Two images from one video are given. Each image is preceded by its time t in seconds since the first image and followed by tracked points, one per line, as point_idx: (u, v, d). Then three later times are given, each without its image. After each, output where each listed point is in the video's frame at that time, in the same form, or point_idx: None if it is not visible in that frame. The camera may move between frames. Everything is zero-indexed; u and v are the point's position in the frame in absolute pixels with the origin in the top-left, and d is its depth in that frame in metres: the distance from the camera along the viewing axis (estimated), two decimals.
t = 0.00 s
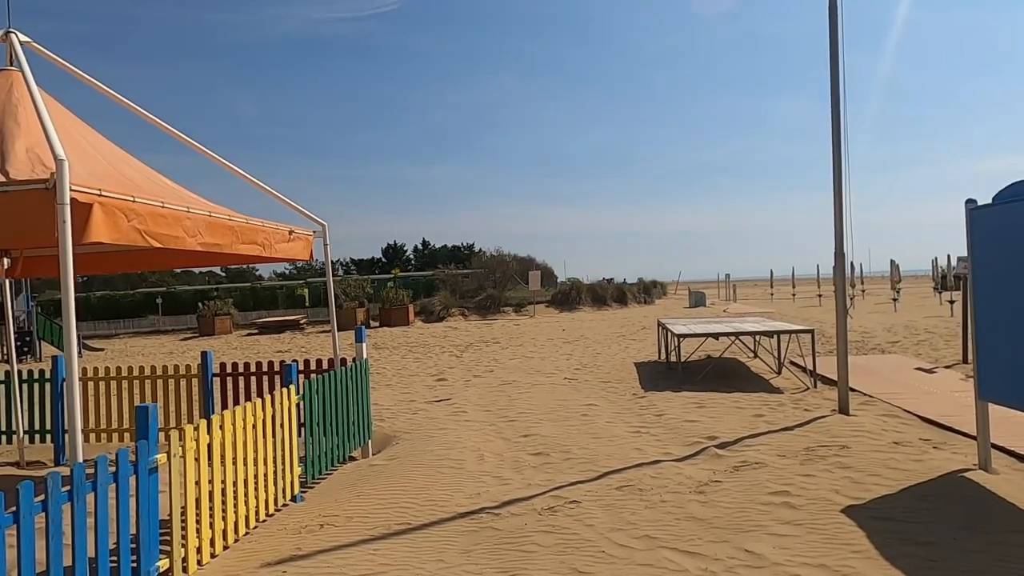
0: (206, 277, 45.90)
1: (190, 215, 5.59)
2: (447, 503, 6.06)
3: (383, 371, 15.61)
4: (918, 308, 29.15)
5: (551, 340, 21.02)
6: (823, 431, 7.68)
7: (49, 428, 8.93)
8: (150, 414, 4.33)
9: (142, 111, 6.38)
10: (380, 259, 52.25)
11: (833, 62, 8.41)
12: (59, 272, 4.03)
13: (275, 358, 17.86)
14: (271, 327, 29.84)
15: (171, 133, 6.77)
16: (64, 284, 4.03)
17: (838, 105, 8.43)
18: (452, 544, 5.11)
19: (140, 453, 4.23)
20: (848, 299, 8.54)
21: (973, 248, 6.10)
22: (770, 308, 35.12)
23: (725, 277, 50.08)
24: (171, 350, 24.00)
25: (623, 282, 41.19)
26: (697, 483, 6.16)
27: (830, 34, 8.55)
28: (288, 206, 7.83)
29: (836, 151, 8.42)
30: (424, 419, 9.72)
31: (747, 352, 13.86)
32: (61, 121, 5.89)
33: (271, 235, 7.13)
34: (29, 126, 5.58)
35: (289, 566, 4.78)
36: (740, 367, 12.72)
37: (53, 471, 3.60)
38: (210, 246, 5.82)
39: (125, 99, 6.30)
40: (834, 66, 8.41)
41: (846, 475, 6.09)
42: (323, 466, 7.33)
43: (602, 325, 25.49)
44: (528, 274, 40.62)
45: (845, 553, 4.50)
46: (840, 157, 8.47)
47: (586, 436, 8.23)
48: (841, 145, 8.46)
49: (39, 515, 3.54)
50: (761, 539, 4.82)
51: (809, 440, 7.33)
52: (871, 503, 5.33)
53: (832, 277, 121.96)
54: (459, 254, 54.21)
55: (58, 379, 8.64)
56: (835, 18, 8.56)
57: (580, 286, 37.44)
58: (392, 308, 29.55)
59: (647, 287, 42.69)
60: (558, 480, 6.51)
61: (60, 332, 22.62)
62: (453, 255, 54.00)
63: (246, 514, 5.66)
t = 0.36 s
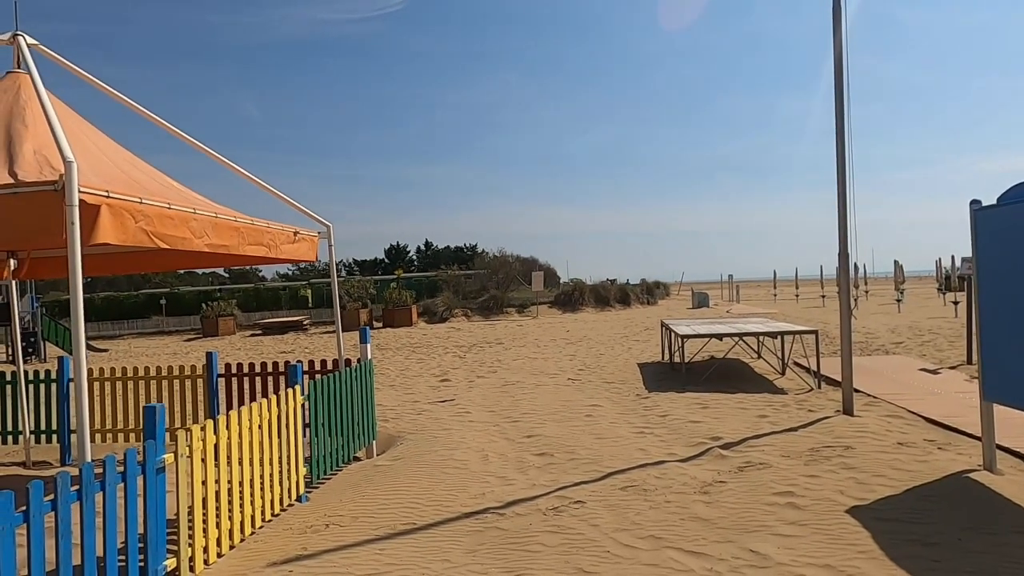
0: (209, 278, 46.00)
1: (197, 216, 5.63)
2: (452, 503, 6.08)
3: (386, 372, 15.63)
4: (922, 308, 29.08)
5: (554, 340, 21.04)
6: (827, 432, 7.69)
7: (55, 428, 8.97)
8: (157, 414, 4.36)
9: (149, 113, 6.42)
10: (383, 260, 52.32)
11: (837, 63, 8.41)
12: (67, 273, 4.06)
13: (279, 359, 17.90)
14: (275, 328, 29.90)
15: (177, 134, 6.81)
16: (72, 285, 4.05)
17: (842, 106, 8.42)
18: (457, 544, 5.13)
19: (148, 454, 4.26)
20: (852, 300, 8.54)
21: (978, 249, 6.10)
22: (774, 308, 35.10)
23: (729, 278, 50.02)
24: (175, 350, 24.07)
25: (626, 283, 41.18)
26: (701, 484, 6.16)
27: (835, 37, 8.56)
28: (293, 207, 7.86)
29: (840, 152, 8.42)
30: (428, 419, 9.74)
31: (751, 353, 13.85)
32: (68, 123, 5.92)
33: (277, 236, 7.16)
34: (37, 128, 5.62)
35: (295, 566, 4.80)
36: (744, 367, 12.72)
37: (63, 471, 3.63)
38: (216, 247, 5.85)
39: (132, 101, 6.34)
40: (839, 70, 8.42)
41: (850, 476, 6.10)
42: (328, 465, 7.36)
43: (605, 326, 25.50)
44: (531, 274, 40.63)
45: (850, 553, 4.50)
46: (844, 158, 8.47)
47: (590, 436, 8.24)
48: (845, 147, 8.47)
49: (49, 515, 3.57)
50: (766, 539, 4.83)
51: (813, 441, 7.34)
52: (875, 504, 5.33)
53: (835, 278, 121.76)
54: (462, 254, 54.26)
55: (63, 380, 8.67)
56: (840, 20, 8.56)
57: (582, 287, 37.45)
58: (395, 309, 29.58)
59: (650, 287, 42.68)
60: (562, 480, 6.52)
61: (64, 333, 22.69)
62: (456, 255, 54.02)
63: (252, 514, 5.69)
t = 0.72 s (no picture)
0: (218, 277, 46.14)
1: (222, 216, 5.67)
2: (473, 502, 6.10)
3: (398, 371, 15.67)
4: (932, 310, 28.98)
5: (563, 341, 21.05)
6: (845, 434, 7.69)
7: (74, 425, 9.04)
8: (189, 412, 4.41)
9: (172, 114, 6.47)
10: (390, 260, 52.41)
11: (855, 65, 8.42)
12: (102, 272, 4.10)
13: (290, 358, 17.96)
14: (284, 327, 29.98)
15: (199, 135, 6.86)
16: (107, 284, 4.10)
17: (860, 108, 8.44)
18: (482, 543, 5.15)
19: (180, 451, 4.32)
20: (869, 302, 8.56)
21: (1001, 251, 6.09)
22: (782, 309, 35.04)
23: (737, 279, 49.95)
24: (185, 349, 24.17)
25: (633, 283, 41.16)
26: (722, 485, 6.18)
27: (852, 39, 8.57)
28: (312, 207, 7.89)
29: (858, 155, 8.44)
30: (444, 419, 9.77)
31: (764, 354, 13.85)
32: (95, 124, 5.98)
33: (298, 236, 7.20)
34: (64, 128, 5.66)
35: (322, 563, 4.84)
36: (757, 368, 12.72)
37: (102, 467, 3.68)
38: (241, 247, 5.90)
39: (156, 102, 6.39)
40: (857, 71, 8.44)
41: (871, 478, 6.11)
42: (348, 464, 7.40)
43: (614, 326, 25.50)
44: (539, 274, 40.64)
45: (876, 555, 4.52)
46: (862, 160, 8.47)
47: (607, 437, 8.26)
48: (863, 148, 8.48)
49: (89, 511, 3.62)
50: (791, 540, 4.85)
51: (831, 443, 7.35)
52: (898, 506, 5.34)
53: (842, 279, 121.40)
54: (469, 254, 54.29)
55: (82, 378, 8.73)
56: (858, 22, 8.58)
57: (590, 287, 37.46)
58: (403, 308, 29.63)
59: (658, 287, 42.66)
60: (582, 480, 6.54)
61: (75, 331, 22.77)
62: (462, 255, 54.06)
63: (276, 511, 5.74)
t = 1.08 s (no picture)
0: (229, 276, 46.29)
1: (259, 215, 5.70)
2: (507, 498, 6.12)
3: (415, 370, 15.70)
4: (947, 308, 28.83)
5: (577, 340, 21.04)
6: (874, 432, 7.69)
7: (103, 423, 9.15)
8: (234, 408, 4.48)
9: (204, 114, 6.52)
10: (400, 260, 52.49)
11: (882, 64, 8.43)
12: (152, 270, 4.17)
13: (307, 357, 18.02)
14: (297, 327, 30.06)
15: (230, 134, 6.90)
16: (157, 281, 4.15)
17: (887, 105, 8.44)
18: (521, 539, 5.17)
19: (227, 446, 4.39)
20: (896, 300, 8.56)
21: None
22: (795, 308, 34.91)
23: (748, 277, 49.79)
24: (200, 348, 24.27)
25: (645, 282, 41.11)
26: (756, 482, 6.18)
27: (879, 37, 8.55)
28: (339, 205, 7.90)
29: (885, 152, 8.44)
30: (468, 417, 9.79)
31: (783, 353, 13.84)
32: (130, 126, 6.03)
33: (328, 235, 7.22)
34: (103, 129, 5.73)
35: (365, 558, 4.88)
36: (778, 367, 12.72)
37: (159, 462, 3.76)
38: (277, 246, 5.93)
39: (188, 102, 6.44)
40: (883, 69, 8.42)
41: (906, 475, 6.11)
42: (378, 461, 7.46)
43: (627, 325, 25.47)
44: (550, 274, 40.63)
45: (920, 551, 4.51)
46: (889, 157, 8.47)
47: (634, 434, 8.26)
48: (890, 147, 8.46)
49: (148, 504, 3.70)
50: (832, 537, 4.85)
51: (861, 441, 7.34)
52: (937, 503, 5.34)
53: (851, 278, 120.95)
54: (478, 253, 54.29)
55: (111, 377, 8.82)
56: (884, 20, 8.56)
57: (602, 286, 37.43)
58: (416, 308, 29.64)
59: (670, 286, 42.58)
60: (614, 477, 6.55)
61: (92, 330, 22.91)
62: (472, 255, 54.07)
63: (313, 507, 5.81)
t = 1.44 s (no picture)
0: (248, 274, 46.57)
1: (297, 211, 5.74)
2: (544, 493, 6.11)
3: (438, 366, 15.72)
4: (973, 302, 28.48)
5: (598, 336, 21.00)
6: (910, 427, 7.64)
7: (137, 419, 9.27)
8: (279, 402, 4.59)
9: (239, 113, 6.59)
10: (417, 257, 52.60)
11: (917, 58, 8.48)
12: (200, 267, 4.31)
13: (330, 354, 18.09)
14: (317, 324, 30.20)
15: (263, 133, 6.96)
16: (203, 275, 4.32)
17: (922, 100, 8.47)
18: (561, 532, 5.16)
19: (273, 440, 4.51)
20: (931, 292, 8.59)
21: None
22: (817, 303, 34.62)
23: (768, 273, 49.50)
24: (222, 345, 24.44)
25: (663, 278, 40.96)
26: (795, 476, 6.13)
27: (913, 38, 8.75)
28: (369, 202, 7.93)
29: (920, 145, 8.38)
30: (496, 412, 9.79)
31: (810, 348, 13.76)
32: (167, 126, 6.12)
33: (360, 231, 7.24)
34: (142, 127, 5.82)
35: (407, 551, 4.92)
36: (805, 361, 12.65)
37: (210, 455, 3.90)
38: (314, 242, 5.96)
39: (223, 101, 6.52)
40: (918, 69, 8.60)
41: (947, 470, 6.06)
42: (411, 456, 7.49)
43: (647, 321, 25.37)
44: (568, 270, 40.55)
45: (970, 545, 4.47)
46: (924, 150, 8.40)
47: (665, 428, 8.23)
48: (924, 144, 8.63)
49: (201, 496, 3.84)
50: (877, 530, 4.80)
51: (898, 435, 7.28)
52: (982, 498, 5.29)
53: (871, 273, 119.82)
54: (494, 250, 54.27)
55: (144, 373, 8.92)
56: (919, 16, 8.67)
57: (620, 282, 37.33)
58: (435, 305, 29.65)
59: (688, 282, 42.38)
60: (649, 471, 6.52)
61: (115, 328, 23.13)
62: (488, 252, 54.07)
63: (352, 501, 5.86)
